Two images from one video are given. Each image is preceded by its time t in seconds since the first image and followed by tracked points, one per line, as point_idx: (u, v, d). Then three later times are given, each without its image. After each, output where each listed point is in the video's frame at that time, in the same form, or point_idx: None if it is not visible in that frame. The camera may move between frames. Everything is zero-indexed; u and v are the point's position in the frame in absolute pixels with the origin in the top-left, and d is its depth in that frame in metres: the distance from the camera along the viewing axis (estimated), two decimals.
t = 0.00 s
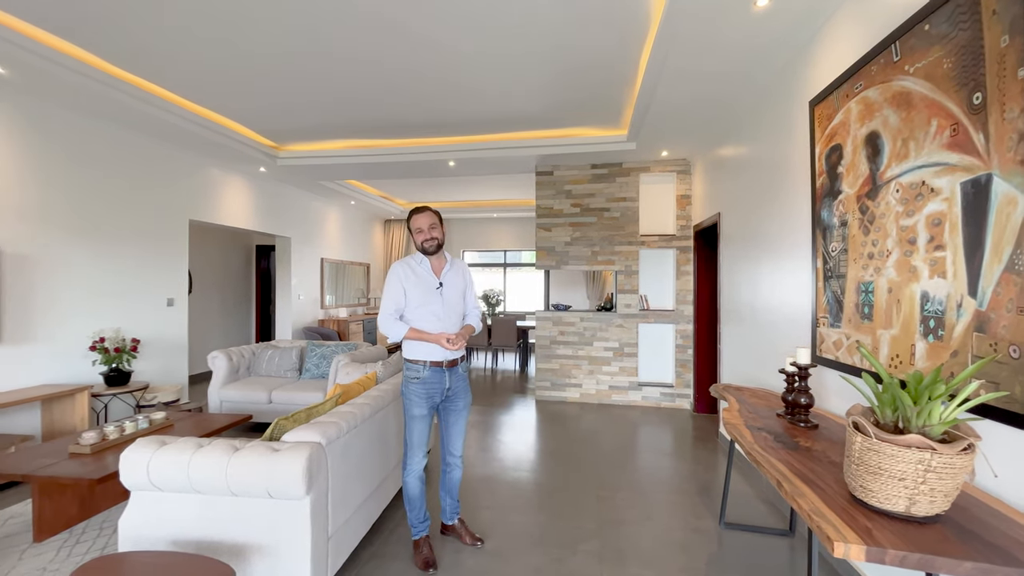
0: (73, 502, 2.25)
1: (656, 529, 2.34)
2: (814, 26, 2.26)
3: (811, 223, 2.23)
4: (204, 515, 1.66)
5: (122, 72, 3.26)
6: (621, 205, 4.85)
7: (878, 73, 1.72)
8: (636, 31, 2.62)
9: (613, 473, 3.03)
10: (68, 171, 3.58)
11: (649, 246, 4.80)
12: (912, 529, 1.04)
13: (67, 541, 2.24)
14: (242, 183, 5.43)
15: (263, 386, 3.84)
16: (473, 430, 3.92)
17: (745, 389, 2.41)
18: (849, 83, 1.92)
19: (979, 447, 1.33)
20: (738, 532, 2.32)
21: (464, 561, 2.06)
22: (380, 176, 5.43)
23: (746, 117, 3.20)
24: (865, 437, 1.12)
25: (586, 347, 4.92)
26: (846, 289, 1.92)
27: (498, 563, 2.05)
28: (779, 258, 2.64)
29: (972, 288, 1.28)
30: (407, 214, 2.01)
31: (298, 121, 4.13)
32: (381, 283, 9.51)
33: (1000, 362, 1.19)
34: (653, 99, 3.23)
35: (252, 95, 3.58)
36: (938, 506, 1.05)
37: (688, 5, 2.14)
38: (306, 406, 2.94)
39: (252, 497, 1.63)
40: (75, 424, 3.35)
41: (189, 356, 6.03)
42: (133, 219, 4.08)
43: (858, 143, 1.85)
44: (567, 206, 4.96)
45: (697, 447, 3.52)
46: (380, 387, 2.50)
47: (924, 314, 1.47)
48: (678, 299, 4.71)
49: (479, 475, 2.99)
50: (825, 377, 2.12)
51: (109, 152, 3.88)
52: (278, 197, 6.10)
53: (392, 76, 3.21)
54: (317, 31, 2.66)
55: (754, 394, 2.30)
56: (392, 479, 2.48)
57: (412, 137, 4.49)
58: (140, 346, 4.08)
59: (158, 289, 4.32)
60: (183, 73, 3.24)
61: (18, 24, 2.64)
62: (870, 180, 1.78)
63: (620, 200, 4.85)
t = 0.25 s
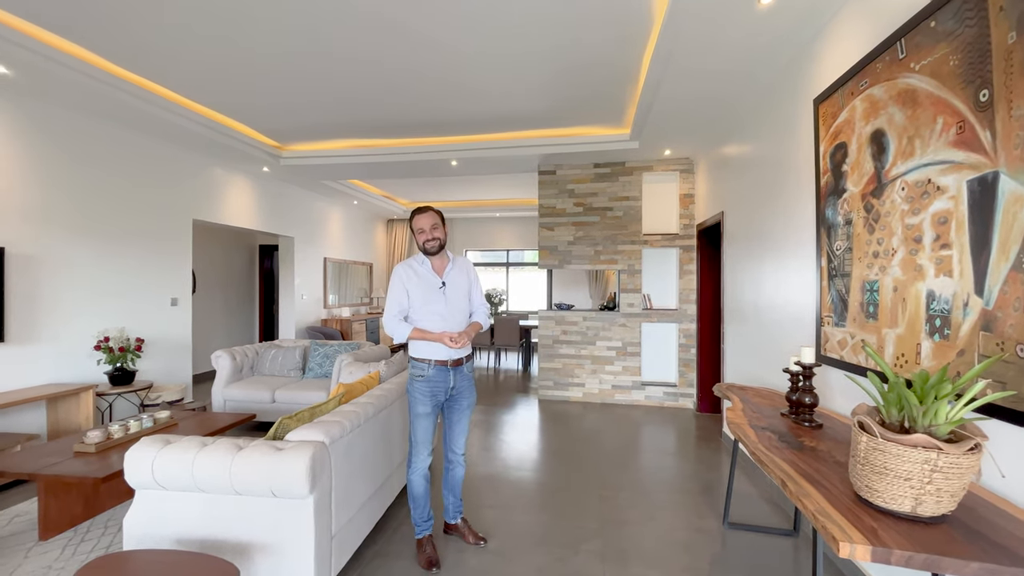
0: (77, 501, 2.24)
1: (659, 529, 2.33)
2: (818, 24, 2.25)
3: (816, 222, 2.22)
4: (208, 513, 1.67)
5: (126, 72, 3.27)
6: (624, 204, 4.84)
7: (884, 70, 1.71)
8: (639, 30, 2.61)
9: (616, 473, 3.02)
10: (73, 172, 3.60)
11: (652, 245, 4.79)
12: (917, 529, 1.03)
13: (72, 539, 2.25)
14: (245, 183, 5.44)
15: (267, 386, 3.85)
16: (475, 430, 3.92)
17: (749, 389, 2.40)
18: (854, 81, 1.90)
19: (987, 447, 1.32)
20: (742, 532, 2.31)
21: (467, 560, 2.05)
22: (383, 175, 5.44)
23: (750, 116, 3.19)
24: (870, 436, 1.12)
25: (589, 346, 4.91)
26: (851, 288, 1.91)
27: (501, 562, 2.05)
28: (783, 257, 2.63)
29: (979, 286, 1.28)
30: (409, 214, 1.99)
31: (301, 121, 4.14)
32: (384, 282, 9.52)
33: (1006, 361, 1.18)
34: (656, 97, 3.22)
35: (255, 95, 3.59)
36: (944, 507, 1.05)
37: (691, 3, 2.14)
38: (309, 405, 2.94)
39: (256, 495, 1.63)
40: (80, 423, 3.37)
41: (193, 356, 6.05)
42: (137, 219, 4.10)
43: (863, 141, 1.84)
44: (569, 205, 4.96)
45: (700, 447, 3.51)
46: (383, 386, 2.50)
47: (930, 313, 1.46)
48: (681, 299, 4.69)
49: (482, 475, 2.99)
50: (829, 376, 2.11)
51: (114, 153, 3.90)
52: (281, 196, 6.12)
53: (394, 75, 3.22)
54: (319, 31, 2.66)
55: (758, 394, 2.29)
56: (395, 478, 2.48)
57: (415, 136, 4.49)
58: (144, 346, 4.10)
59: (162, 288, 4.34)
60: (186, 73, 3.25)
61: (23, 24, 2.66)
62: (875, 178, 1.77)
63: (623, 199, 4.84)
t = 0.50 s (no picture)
0: (81, 498, 2.27)
1: (661, 529, 2.33)
2: (821, 22, 2.24)
3: (818, 221, 2.22)
4: (210, 512, 1.67)
5: (128, 72, 3.28)
6: (626, 203, 4.84)
7: (887, 69, 1.70)
8: (640, 29, 2.61)
9: (617, 472, 3.02)
10: (76, 171, 3.61)
11: (654, 244, 4.79)
12: (921, 529, 1.03)
13: (76, 537, 2.26)
14: (247, 182, 5.45)
15: (269, 385, 3.86)
16: (477, 429, 3.93)
17: (751, 388, 2.40)
18: (857, 79, 1.90)
19: (991, 447, 1.31)
20: (744, 532, 2.31)
21: (469, 559, 2.06)
22: (385, 175, 5.44)
23: (751, 114, 3.18)
24: (873, 436, 1.11)
25: (591, 346, 4.91)
26: (854, 287, 1.91)
27: (503, 562, 2.05)
28: (785, 256, 2.62)
29: (983, 285, 1.27)
30: (412, 214, 2.00)
31: (303, 120, 4.15)
32: (386, 282, 9.54)
33: (1010, 360, 1.18)
34: (658, 96, 3.21)
35: (257, 95, 3.60)
36: (948, 506, 1.04)
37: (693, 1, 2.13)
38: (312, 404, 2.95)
39: (259, 495, 1.64)
40: (83, 422, 3.37)
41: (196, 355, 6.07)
42: (139, 219, 4.11)
43: (866, 140, 1.84)
44: (571, 204, 4.95)
45: (702, 446, 3.51)
46: (385, 385, 2.50)
47: (933, 312, 1.46)
48: (683, 298, 4.69)
49: (484, 474, 2.99)
50: (832, 376, 2.10)
51: (116, 152, 3.92)
52: (283, 196, 6.13)
53: (396, 74, 3.21)
54: (321, 30, 2.67)
55: (761, 393, 2.28)
56: (397, 478, 2.49)
57: (416, 136, 4.50)
58: (147, 345, 4.11)
59: (165, 288, 4.35)
60: (189, 73, 3.26)
61: (26, 25, 2.67)
62: (877, 177, 1.76)
63: (624, 198, 4.84)
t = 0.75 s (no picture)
0: (85, 497, 2.26)
1: (662, 528, 2.33)
2: (823, 21, 2.24)
3: (820, 220, 2.21)
4: (213, 511, 1.68)
5: (130, 72, 3.29)
6: (627, 202, 4.83)
7: (889, 67, 1.70)
8: (642, 29, 2.60)
9: (619, 472, 3.02)
10: (77, 171, 3.62)
11: (656, 244, 4.78)
12: (923, 529, 1.02)
13: (79, 536, 2.28)
14: (249, 182, 5.46)
15: (271, 384, 3.87)
16: (479, 428, 3.93)
17: (753, 388, 2.39)
18: (859, 78, 1.89)
19: (994, 447, 1.31)
20: (746, 531, 2.30)
21: (470, 559, 2.06)
22: (386, 174, 5.45)
23: (753, 113, 3.18)
24: (875, 435, 1.11)
25: (592, 345, 4.91)
26: (856, 286, 1.90)
27: (505, 561, 2.05)
28: (787, 255, 2.61)
29: (986, 284, 1.27)
30: (413, 213, 2.00)
31: (304, 120, 4.15)
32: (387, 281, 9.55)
33: (1013, 360, 1.17)
34: (659, 95, 3.21)
35: (259, 95, 3.61)
36: (950, 506, 1.04)
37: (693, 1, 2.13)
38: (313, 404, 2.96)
39: (261, 494, 1.64)
40: (86, 421, 3.39)
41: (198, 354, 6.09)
42: (142, 219, 4.12)
43: (868, 138, 1.83)
44: (573, 204, 4.95)
45: (704, 446, 3.50)
46: (387, 384, 2.51)
47: (936, 312, 1.45)
48: (685, 297, 4.68)
49: (485, 473, 2.99)
50: (834, 375, 2.10)
51: (119, 152, 3.93)
52: (285, 196, 6.14)
53: (397, 74, 3.21)
54: (322, 29, 2.66)
55: (762, 393, 2.28)
56: (398, 477, 2.49)
57: (417, 135, 4.50)
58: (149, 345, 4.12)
59: (167, 288, 4.37)
60: (190, 73, 3.26)
61: (29, 25, 2.68)
62: (880, 176, 1.76)
63: (626, 197, 4.83)
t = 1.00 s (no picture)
0: (87, 496, 2.26)
1: (663, 528, 2.33)
2: (824, 21, 2.24)
3: (821, 219, 2.21)
4: (214, 510, 1.68)
5: (132, 72, 3.29)
6: (628, 201, 4.83)
7: (891, 66, 1.69)
8: (643, 28, 2.60)
9: (620, 471, 3.02)
10: (79, 171, 3.63)
11: (657, 243, 4.77)
12: (924, 528, 1.02)
13: (81, 535, 2.29)
14: (251, 182, 5.47)
15: (272, 384, 3.88)
16: (479, 428, 3.93)
17: (754, 387, 2.38)
18: (861, 77, 1.89)
19: (996, 448, 1.30)
20: (747, 531, 2.30)
21: (471, 558, 2.06)
22: (387, 174, 5.45)
23: (754, 113, 3.17)
24: (877, 435, 1.11)
25: (593, 344, 4.91)
26: (857, 286, 1.90)
27: (506, 560, 2.05)
28: (788, 254, 2.61)
29: (988, 284, 1.26)
30: (411, 211, 2.00)
31: (305, 120, 4.16)
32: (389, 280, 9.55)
33: (1015, 359, 1.17)
34: (660, 94, 3.20)
35: (260, 95, 3.61)
36: (951, 506, 1.04)
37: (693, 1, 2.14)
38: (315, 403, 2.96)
39: (262, 493, 1.64)
40: (88, 420, 3.40)
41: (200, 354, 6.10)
42: (143, 219, 4.13)
43: (869, 137, 1.83)
44: (574, 203, 4.95)
45: (705, 446, 3.50)
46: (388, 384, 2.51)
47: (937, 311, 1.45)
48: (686, 297, 4.68)
49: (487, 473, 3.00)
50: (835, 375, 2.09)
51: (121, 152, 3.94)
52: (286, 195, 6.14)
53: (398, 73, 3.21)
54: (323, 29, 2.67)
55: (763, 392, 2.27)
56: (399, 476, 2.49)
57: (418, 135, 4.50)
58: (151, 344, 4.13)
59: (168, 287, 4.38)
60: (192, 73, 3.27)
61: (32, 26, 2.69)
62: (881, 175, 1.75)
63: (627, 197, 4.83)
